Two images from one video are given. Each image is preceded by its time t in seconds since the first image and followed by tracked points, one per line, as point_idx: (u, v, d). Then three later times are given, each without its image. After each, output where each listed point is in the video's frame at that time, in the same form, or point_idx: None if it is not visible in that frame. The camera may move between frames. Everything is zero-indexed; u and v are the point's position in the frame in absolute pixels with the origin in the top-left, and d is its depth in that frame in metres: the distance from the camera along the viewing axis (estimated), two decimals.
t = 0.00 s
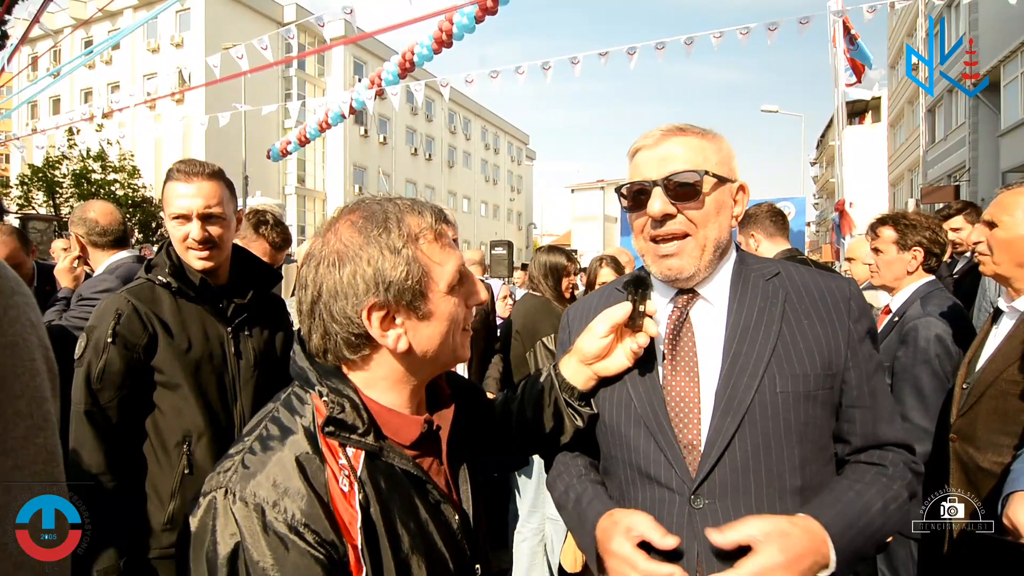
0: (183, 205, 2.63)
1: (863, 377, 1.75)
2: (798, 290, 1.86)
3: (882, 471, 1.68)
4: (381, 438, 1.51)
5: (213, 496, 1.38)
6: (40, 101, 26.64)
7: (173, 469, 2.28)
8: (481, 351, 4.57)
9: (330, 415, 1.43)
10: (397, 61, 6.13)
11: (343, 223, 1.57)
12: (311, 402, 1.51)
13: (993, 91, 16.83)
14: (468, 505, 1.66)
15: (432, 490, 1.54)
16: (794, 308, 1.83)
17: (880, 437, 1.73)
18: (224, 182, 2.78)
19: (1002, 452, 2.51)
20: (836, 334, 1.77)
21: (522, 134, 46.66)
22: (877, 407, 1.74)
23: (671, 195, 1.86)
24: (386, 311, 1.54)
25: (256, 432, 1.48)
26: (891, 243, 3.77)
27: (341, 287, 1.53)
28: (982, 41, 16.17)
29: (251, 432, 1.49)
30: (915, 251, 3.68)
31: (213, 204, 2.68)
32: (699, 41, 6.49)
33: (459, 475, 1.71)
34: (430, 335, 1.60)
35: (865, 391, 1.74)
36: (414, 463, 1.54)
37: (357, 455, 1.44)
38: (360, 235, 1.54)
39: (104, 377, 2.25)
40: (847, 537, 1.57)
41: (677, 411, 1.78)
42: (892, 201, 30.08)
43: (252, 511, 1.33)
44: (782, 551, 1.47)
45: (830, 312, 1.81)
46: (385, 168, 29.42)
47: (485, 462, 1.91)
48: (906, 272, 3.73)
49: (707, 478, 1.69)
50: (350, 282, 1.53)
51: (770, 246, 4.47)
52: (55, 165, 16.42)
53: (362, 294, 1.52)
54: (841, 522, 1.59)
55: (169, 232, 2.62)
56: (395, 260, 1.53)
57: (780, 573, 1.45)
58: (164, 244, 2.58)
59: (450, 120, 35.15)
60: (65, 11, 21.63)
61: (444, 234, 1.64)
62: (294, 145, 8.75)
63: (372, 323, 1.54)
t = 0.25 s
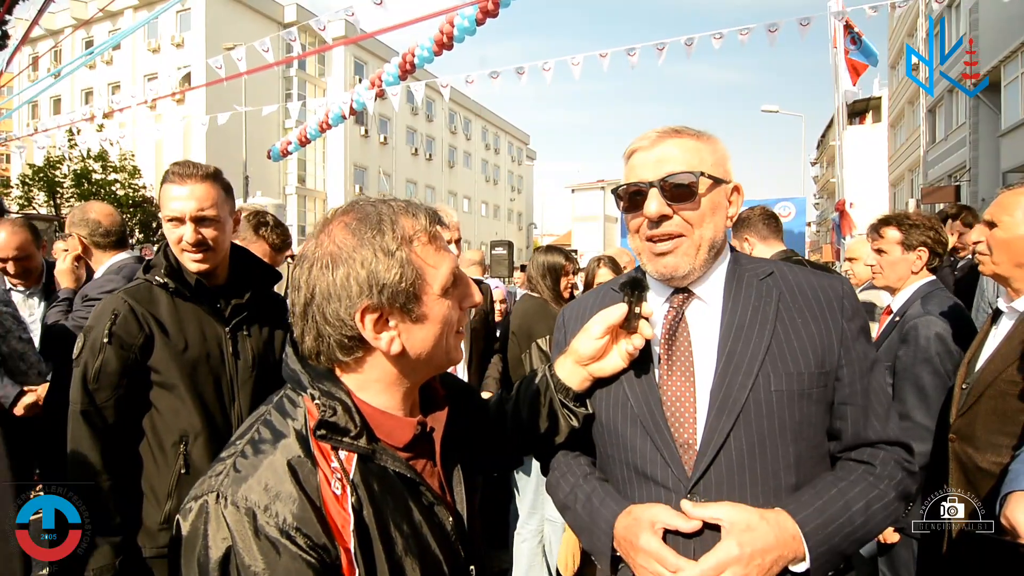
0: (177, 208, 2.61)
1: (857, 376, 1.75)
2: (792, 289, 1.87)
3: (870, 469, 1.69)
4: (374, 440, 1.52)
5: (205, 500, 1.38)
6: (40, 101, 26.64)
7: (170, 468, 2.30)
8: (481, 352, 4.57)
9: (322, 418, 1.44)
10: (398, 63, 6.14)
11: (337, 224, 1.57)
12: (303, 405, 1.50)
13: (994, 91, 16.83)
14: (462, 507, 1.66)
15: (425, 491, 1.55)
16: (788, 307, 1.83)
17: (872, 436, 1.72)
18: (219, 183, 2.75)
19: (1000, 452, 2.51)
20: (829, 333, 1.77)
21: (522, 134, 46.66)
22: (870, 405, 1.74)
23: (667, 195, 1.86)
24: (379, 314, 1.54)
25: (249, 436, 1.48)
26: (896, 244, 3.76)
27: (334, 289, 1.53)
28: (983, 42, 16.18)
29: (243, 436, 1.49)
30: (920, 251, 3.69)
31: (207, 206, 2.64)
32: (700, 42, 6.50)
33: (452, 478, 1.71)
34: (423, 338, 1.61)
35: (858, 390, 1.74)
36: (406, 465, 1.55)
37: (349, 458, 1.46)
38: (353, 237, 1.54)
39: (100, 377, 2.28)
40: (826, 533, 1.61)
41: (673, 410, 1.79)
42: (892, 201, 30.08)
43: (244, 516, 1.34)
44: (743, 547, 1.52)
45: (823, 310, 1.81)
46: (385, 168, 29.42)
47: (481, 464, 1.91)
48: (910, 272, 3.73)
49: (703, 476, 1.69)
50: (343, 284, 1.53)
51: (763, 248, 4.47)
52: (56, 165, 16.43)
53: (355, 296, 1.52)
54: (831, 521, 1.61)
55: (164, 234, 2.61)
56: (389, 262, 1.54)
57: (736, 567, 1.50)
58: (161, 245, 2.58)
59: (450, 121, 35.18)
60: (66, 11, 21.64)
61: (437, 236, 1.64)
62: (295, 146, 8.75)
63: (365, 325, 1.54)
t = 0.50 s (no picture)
0: (176, 210, 2.58)
1: (854, 377, 1.75)
2: (789, 290, 1.87)
3: (873, 471, 1.70)
4: (371, 442, 1.52)
5: (202, 500, 1.38)
6: (41, 101, 26.63)
7: (168, 468, 2.30)
8: (481, 352, 4.56)
9: (319, 419, 1.43)
10: (399, 64, 6.14)
11: (335, 226, 1.58)
12: (301, 407, 1.52)
13: (994, 91, 16.82)
14: (459, 507, 1.67)
15: (422, 492, 1.55)
16: (785, 308, 1.83)
17: (868, 439, 1.73)
18: (217, 184, 2.72)
19: (1001, 453, 2.52)
20: (826, 334, 1.77)
21: (523, 134, 46.64)
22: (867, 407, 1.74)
23: (660, 205, 1.86)
24: (376, 315, 1.54)
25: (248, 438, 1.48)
26: (897, 244, 3.76)
27: (331, 291, 1.54)
28: (983, 42, 16.17)
29: (241, 437, 1.50)
30: (921, 252, 3.69)
31: (206, 208, 2.62)
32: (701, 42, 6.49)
33: (450, 479, 1.71)
34: (420, 339, 1.61)
35: (854, 392, 1.74)
36: (404, 467, 1.55)
37: (347, 459, 1.45)
38: (351, 239, 1.55)
39: (99, 378, 2.28)
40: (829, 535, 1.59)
41: (670, 411, 1.78)
42: (893, 202, 30.07)
43: (241, 517, 1.34)
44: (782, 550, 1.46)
45: (819, 312, 1.81)
46: (386, 168, 29.43)
47: (481, 464, 1.91)
48: (911, 273, 3.73)
49: (699, 477, 1.69)
50: (340, 285, 1.53)
51: (760, 250, 4.47)
52: (58, 166, 16.44)
53: (353, 298, 1.52)
54: (846, 525, 1.60)
55: (165, 237, 2.60)
56: (386, 264, 1.54)
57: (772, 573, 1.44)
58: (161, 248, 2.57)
59: (451, 121, 35.19)
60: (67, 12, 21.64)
61: (435, 238, 1.64)
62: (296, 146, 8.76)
63: (362, 327, 1.54)
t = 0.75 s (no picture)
0: (176, 214, 2.56)
1: (847, 380, 1.75)
2: (782, 294, 1.88)
3: (884, 479, 1.68)
4: (372, 443, 1.53)
5: (204, 501, 1.39)
6: (41, 101, 26.64)
7: (168, 469, 2.30)
8: (481, 353, 4.56)
9: (320, 420, 1.44)
10: (400, 65, 6.14)
11: (335, 228, 1.58)
12: (301, 407, 1.52)
13: (994, 91, 16.81)
14: (459, 508, 1.67)
15: (422, 493, 1.55)
16: (778, 311, 1.84)
17: (866, 441, 1.72)
18: (217, 186, 2.69)
19: (1001, 454, 2.53)
20: (818, 338, 1.78)
21: (523, 134, 46.63)
22: (863, 409, 1.73)
23: (657, 207, 1.87)
24: (377, 317, 1.55)
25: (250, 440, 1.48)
26: (895, 247, 3.75)
27: (332, 293, 1.54)
28: (983, 42, 16.17)
29: (243, 437, 1.50)
30: (919, 254, 3.69)
31: (206, 211, 2.60)
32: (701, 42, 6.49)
33: (450, 479, 1.72)
34: (420, 341, 1.61)
35: (849, 394, 1.74)
36: (404, 468, 1.56)
37: (347, 460, 1.46)
38: (352, 241, 1.55)
39: (99, 379, 2.29)
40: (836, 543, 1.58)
41: (664, 416, 1.79)
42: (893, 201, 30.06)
43: (243, 517, 1.35)
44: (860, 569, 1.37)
45: (812, 315, 1.82)
46: (386, 167, 29.43)
47: (481, 465, 1.91)
48: (909, 275, 3.73)
49: (693, 482, 1.70)
50: (341, 287, 1.54)
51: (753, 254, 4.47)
52: (58, 165, 16.44)
53: (353, 300, 1.53)
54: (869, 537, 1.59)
55: (166, 240, 2.59)
56: (387, 266, 1.55)
57: None
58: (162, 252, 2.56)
59: (451, 120, 35.19)
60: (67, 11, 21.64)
61: (435, 240, 1.65)
62: (296, 146, 8.76)
63: (363, 329, 1.55)
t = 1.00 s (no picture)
0: (176, 218, 2.54)
1: (849, 379, 1.76)
2: (784, 293, 1.87)
3: (881, 475, 1.69)
4: (372, 443, 1.53)
5: (206, 500, 1.39)
6: (42, 101, 26.67)
7: (169, 469, 2.30)
8: (481, 353, 4.56)
9: (321, 419, 1.44)
10: (400, 64, 6.14)
11: (336, 228, 1.58)
12: (303, 406, 1.51)
13: (995, 91, 16.79)
14: (460, 508, 1.67)
15: (423, 493, 1.55)
16: (781, 311, 1.84)
17: (868, 438, 1.72)
18: (216, 188, 2.66)
19: (1002, 453, 2.52)
20: (821, 337, 1.78)
21: (523, 134, 46.62)
22: (866, 408, 1.74)
23: (672, 199, 1.87)
24: (378, 317, 1.55)
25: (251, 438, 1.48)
26: (893, 246, 3.75)
27: (333, 293, 1.54)
28: (983, 42, 16.16)
29: (243, 437, 1.50)
30: (917, 254, 3.69)
31: (205, 215, 2.57)
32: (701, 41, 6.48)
33: (450, 478, 1.71)
34: (421, 340, 1.61)
35: (852, 393, 1.74)
36: (404, 467, 1.56)
37: (348, 459, 1.46)
38: (353, 241, 1.55)
39: (100, 379, 2.29)
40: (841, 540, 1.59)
41: (669, 415, 1.78)
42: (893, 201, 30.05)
43: (244, 517, 1.35)
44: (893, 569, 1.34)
45: (815, 314, 1.82)
46: (386, 167, 29.43)
47: (481, 465, 1.92)
48: (907, 275, 3.73)
49: (699, 481, 1.69)
50: (342, 287, 1.54)
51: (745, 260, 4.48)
52: (59, 165, 16.45)
53: (354, 300, 1.53)
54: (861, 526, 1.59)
55: (166, 244, 2.57)
56: (388, 266, 1.54)
57: None
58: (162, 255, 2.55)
59: (451, 120, 35.18)
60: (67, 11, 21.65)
61: (436, 239, 1.65)
62: (296, 146, 8.75)
63: (364, 328, 1.54)
